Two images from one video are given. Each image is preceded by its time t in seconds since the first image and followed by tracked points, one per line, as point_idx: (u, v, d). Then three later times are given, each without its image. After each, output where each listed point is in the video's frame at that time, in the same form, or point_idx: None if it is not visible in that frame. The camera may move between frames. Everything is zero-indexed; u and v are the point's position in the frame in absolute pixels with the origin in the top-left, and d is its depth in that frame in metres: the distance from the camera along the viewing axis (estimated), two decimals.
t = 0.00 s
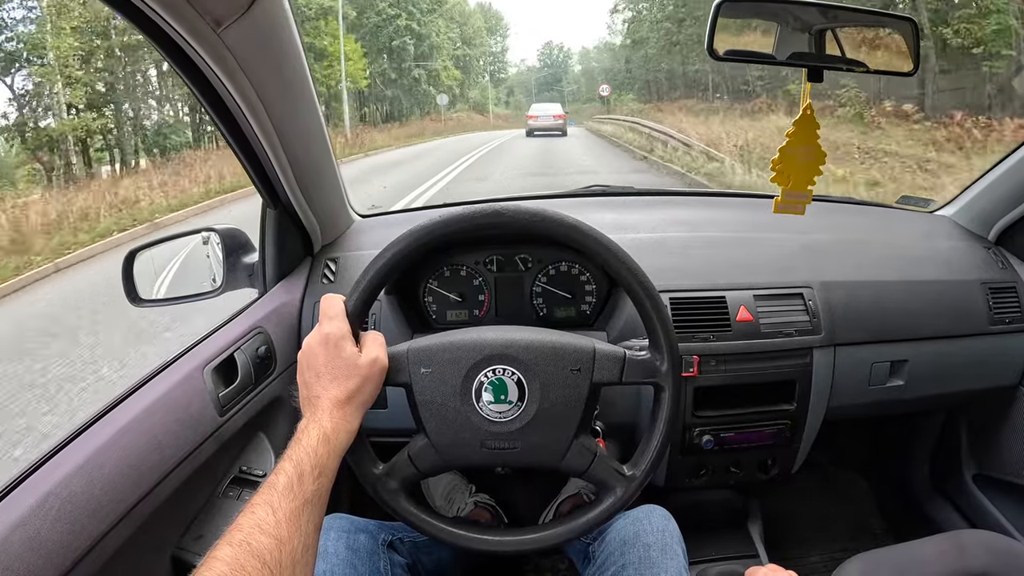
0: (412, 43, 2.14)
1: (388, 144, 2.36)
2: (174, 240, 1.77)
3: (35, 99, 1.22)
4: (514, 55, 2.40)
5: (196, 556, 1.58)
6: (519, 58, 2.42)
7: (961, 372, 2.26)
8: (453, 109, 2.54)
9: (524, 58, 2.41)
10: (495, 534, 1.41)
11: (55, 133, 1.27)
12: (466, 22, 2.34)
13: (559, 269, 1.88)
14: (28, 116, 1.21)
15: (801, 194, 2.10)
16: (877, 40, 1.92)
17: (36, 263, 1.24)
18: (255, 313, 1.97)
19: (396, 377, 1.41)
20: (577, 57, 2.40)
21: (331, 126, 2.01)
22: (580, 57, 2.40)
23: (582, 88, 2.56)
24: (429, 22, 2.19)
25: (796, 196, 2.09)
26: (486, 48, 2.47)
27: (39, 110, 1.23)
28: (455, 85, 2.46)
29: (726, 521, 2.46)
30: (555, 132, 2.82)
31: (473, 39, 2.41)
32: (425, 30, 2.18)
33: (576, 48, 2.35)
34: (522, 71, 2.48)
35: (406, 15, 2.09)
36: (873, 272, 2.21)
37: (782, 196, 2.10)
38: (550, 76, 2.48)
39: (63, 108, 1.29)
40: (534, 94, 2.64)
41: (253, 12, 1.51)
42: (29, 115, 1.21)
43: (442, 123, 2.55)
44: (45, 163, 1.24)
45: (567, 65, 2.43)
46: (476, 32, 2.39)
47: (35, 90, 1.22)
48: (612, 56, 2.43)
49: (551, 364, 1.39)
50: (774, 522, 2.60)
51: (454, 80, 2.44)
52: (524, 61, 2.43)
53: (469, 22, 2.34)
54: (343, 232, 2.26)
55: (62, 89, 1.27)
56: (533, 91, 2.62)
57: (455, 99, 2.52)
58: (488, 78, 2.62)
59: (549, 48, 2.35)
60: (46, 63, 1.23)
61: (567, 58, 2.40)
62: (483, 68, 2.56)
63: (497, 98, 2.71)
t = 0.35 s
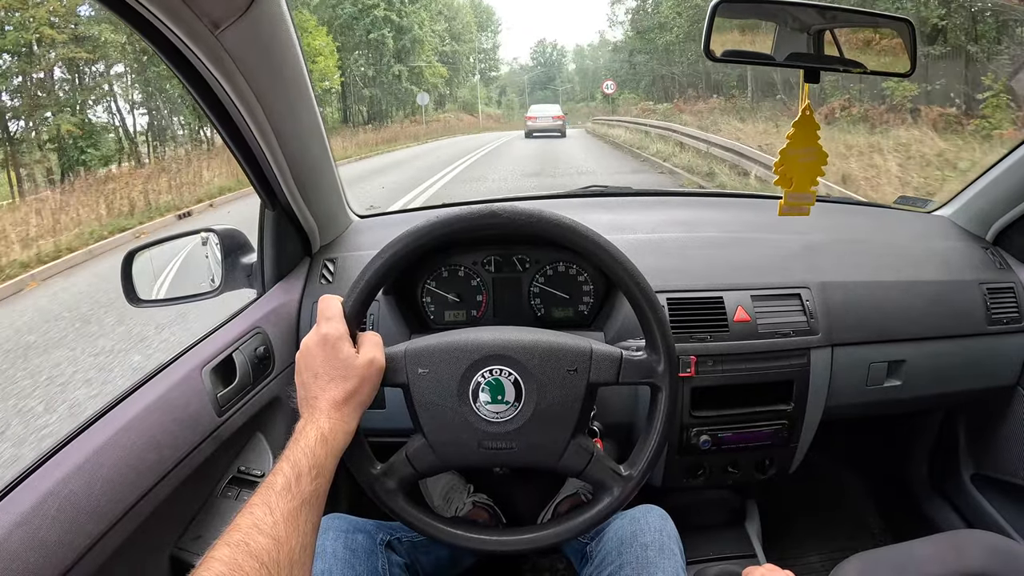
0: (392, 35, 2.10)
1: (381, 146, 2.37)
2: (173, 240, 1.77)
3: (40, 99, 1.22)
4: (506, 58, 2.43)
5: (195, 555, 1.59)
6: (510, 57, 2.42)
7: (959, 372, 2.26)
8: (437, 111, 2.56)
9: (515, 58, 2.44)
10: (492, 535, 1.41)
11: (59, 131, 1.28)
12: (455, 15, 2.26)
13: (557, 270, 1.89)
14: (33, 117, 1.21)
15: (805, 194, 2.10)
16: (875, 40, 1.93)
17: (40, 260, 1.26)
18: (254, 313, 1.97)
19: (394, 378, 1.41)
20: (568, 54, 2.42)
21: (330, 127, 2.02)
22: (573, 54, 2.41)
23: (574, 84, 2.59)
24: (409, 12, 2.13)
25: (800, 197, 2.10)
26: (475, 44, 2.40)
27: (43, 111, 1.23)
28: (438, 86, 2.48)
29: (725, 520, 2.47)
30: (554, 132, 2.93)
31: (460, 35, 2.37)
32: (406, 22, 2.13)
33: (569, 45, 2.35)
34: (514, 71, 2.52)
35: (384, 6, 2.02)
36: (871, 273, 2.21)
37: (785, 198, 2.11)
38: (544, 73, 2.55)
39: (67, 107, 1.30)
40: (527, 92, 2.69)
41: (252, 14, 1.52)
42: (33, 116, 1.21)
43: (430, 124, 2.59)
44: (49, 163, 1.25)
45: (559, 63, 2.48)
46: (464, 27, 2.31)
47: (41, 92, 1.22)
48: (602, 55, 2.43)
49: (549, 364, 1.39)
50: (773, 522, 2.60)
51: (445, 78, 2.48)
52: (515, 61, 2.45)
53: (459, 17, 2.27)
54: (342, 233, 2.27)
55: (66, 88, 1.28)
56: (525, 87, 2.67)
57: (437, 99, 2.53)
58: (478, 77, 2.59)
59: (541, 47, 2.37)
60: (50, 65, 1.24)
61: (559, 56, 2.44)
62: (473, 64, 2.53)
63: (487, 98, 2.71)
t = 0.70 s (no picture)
0: (365, 25, 1.93)
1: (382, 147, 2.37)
2: (172, 241, 1.77)
3: (34, 99, 1.22)
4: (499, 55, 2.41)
5: (195, 557, 1.59)
6: (502, 54, 2.41)
7: (959, 371, 2.26)
8: (429, 110, 2.48)
9: (503, 54, 2.40)
10: (492, 535, 1.41)
11: (52, 133, 1.28)
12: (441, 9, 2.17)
13: (556, 270, 1.89)
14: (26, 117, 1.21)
15: (798, 193, 2.09)
16: (875, 40, 1.93)
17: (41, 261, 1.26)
18: (253, 314, 1.97)
19: (394, 379, 1.41)
20: (562, 51, 2.42)
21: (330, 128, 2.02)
22: (567, 50, 2.41)
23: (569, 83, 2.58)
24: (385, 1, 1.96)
25: (793, 195, 2.08)
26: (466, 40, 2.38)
27: (36, 111, 1.23)
28: (423, 87, 2.33)
29: (725, 520, 2.47)
30: (552, 133, 2.83)
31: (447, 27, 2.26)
32: (381, 11, 1.96)
33: (564, 42, 2.36)
34: (508, 70, 2.51)
35: None
36: (870, 273, 2.21)
37: (777, 196, 2.09)
38: (537, 71, 2.52)
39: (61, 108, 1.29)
40: (519, 91, 2.66)
41: (250, 14, 1.52)
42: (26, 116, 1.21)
43: (424, 121, 2.50)
44: (44, 163, 1.25)
45: (553, 60, 2.47)
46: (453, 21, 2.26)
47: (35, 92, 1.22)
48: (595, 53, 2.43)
49: (549, 365, 1.39)
50: (773, 522, 2.60)
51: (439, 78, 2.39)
52: (508, 59, 2.44)
53: (446, 10, 2.20)
54: (342, 234, 2.27)
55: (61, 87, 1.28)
56: (521, 83, 2.60)
57: (422, 97, 2.37)
58: (468, 75, 2.50)
59: (534, 44, 2.36)
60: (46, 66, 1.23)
61: (553, 53, 2.42)
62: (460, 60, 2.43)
63: (476, 97, 2.63)
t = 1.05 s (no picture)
0: (335, 14, 1.81)
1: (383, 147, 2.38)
2: (173, 242, 1.77)
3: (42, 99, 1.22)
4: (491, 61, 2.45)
5: (196, 557, 1.59)
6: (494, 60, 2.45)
7: (959, 370, 2.26)
8: (418, 109, 2.45)
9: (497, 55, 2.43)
10: (493, 535, 1.42)
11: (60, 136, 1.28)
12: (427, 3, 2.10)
13: (557, 270, 1.89)
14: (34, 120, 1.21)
15: (802, 194, 2.11)
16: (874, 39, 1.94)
17: (45, 262, 1.27)
18: (255, 314, 1.98)
19: (394, 379, 1.41)
20: (557, 49, 2.45)
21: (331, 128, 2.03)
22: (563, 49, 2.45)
23: (564, 84, 2.63)
24: None
25: (797, 197, 2.11)
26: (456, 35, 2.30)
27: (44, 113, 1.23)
28: (404, 86, 2.26)
29: (726, 520, 2.47)
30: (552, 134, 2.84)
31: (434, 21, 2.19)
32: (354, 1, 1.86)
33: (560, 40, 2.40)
34: (503, 70, 2.52)
35: None
36: (870, 272, 2.21)
37: (783, 198, 2.11)
38: (531, 69, 2.55)
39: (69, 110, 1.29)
40: (512, 90, 2.65)
41: (251, 15, 1.52)
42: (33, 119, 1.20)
43: (405, 122, 2.43)
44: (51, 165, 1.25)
45: (548, 59, 2.49)
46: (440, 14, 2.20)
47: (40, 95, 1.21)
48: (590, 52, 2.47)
49: (549, 364, 1.40)
50: (774, 522, 2.60)
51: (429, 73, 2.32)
52: (501, 58, 2.44)
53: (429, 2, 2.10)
54: (342, 234, 2.27)
55: (67, 88, 1.28)
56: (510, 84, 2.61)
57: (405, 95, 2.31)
58: (458, 72, 2.43)
59: (527, 42, 2.38)
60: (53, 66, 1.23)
61: (547, 50, 2.44)
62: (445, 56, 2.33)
63: (467, 95, 2.59)
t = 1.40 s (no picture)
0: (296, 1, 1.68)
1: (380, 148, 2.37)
2: (172, 246, 1.77)
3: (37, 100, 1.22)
4: (480, 60, 2.40)
5: (196, 560, 1.59)
6: (482, 60, 2.40)
7: (959, 371, 2.26)
8: (409, 105, 2.41)
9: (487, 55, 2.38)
10: (493, 537, 1.42)
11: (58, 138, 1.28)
12: None
13: (556, 273, 1.89)
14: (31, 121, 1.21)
15: (796, 195, 2.10)
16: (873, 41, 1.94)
17: (40, 266, 1.26)
18: (255, 317, 1.98)
19: (394, 381, 1.41)
20: (551, 47, 2.41)
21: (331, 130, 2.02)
22: (556, 49, 2.43)
23: (559, 82, 2.68)
24: None
25: (792, 198, 2.10)
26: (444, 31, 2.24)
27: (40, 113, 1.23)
28: (379, 81, 2.19)
29: (726, 522, 2.47)
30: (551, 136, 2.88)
31: (421, 15, 2.13)
32: None
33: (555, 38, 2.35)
34: (496, 68, 2.48)
35: None
36: (870, 274, 2.21)
37: (777, 198, 2.10)
38: (525, 68, 2.51)
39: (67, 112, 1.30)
40: (505, 89, 2.64)
41: (251, 18, 1.52)
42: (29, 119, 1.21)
43: (397, 120, 2.39)
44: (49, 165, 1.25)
45: (543, 57, 2.47)
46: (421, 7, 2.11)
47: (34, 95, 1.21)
48: (585, 50, 2.48)
49: (548, 367, 1.40)
50: (774, 524, 2.60)
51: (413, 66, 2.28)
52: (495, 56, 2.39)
53: None
54: (342, 236, 2.27)
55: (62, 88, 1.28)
56: (499, 85, 2.61)
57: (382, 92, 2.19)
58: (446, 69, 2.37)
59: (521, 39, 2.30)
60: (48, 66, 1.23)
61: (541, 49, 2.40)
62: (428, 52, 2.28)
63: (457, 94, 2.55)
